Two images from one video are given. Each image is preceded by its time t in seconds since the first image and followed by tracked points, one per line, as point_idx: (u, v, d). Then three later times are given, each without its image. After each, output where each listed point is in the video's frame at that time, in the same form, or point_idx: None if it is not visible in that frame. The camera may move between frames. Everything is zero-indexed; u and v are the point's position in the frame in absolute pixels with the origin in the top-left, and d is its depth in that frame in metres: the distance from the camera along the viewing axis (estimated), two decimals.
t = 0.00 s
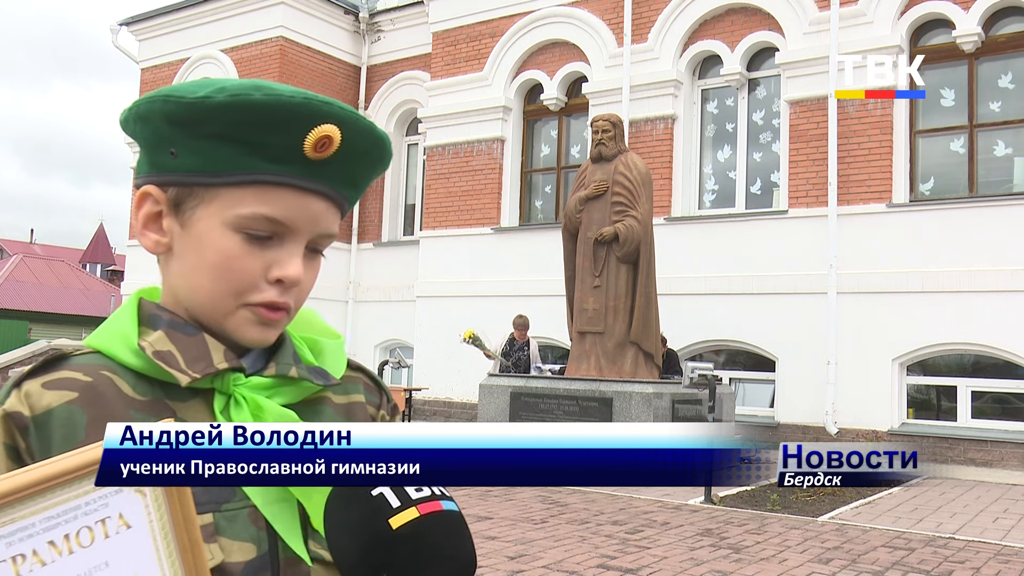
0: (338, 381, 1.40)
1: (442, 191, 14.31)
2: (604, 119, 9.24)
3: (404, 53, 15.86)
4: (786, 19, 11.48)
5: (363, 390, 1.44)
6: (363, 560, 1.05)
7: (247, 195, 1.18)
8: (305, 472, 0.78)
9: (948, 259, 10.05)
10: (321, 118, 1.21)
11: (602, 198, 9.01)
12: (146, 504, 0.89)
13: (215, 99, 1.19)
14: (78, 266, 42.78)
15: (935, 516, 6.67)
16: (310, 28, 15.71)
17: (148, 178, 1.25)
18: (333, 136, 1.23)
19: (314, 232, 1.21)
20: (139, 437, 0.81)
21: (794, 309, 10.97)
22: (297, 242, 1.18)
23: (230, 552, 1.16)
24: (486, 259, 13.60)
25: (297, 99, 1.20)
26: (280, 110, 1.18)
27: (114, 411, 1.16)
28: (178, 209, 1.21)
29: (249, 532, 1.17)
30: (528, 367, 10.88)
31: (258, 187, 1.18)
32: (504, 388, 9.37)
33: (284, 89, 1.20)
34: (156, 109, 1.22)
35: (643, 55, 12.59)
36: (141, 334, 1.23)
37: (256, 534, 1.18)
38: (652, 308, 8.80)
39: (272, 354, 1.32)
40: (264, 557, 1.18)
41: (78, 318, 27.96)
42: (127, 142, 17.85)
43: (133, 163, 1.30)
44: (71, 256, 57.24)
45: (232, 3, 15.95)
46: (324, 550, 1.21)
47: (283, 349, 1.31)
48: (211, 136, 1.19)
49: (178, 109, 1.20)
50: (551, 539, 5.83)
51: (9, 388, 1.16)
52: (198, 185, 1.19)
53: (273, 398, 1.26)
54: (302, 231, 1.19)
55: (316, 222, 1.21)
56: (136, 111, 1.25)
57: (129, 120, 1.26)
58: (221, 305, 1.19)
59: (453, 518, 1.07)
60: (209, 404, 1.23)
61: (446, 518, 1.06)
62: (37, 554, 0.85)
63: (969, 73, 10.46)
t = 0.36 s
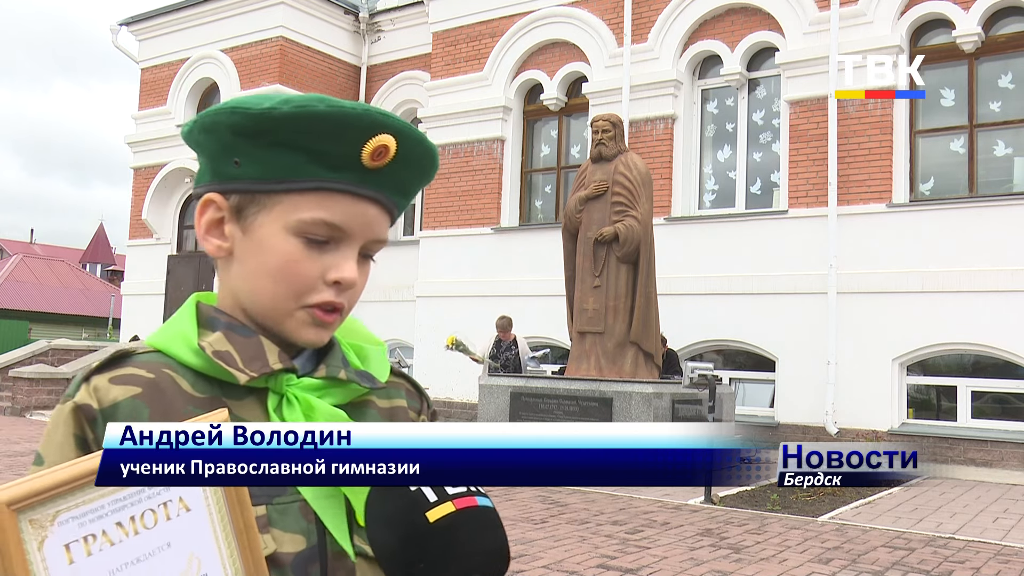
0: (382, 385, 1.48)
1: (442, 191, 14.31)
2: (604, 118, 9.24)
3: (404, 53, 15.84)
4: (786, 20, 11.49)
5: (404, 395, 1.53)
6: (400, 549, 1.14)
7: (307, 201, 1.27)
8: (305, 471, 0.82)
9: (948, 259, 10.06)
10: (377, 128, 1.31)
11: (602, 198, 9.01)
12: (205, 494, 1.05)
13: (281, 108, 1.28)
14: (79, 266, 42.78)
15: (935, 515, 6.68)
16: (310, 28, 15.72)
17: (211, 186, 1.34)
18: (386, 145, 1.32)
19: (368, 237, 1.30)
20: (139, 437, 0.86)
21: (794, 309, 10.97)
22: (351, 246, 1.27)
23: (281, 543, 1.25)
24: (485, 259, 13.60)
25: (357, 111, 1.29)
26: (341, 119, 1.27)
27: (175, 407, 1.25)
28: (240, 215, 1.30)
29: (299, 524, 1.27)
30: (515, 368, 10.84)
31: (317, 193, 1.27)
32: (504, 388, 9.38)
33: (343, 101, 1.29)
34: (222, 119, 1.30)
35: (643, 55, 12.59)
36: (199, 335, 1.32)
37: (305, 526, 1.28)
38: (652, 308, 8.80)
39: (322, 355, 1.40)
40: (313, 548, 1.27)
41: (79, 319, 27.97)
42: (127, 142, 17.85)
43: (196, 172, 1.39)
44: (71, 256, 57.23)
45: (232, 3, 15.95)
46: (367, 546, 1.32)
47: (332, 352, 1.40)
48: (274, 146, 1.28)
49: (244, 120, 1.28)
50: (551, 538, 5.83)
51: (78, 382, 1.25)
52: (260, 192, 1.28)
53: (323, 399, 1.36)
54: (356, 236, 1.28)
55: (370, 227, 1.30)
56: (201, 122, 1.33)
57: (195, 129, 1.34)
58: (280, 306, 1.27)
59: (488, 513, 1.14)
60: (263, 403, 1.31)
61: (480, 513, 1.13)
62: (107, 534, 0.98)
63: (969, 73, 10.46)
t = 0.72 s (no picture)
0: (406, 385, 1.49)
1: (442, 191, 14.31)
2: (604, 118, 9.24)
3: (404, 53, 15.84)
4: (786, 20, 11.49)
5: (428, 396, 1.53)
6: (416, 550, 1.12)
7: (330, 217, 1.27)
8: (304, 471, 0.82)
9: (948, 259, 10.06)
10: (399, 148, 1.29)
11: (602, 198, 9.01)
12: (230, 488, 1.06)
13: (305, 129, 1.28)
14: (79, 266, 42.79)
15: (936, 516, 6.68)
16: (310, 28, 15.73)
17: (243, 198, 1.35)
18: (409, 164, 1.30)
19: (391, 251, 1.30)
20: (139, 436, 0.86)
21: (794, 309, 10.96)
22: (374, 259, 1.28)
23: (303, 534, 1.30)
24: (485, 259, 13.60)
25: (378, 130, 1.28)
26: (363, 139, 1.26)
27: (205, 401, 1.29)
28: (269, 227, 1.32)
29: (320, 517, 1.31)
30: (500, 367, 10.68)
31: (342, 209, 1.27)
32: (504, 388, 9.39)
33: (366, 120, 1.27)
34: (252, 136, 1.31)
35: (643, 55, 12.60)
36: (231, 332, 1.34)
37: (326, 520, 1.32)
38: (652, 308, 8.80)
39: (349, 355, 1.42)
40: (333, 540, 1.31)
41: (79, 318, 27.99)
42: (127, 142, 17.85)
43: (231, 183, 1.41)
44: (72, 256, 57.24)
45: (232, 3, 15.95)
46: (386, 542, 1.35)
47: (358, 351, 1.40)
48: (300, 164, 1.28)
49: (271, 139, 1.29)
50: (551, 538, 5.83)
51: (115, 374, 1.30)
52: (286, 206, 1.29)
53: (349, 396, 1.36)
54: (379, 250, 1.28)
55: (393, 242, 1.30)
56: (233, 136, 1.34)
57: (228, 144, 1.36)
58: (304, 313, 1.30)
59: (500, 514, 1.12)
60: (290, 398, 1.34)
61: (492, 513, 1.11)
62: (139, 527, 1.01)
63: (969, 73, 10.45)
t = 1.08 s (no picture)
0: (405, 385, 1.49)
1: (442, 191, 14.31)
2: (604, 119, 9.24)
3: (404, 53, 15.83)
4: (786, 19, 11.49)
5: (428, 396, 1.52)
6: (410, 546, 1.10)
7: (319, 214, 1.28)
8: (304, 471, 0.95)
9: (948, 259, 10.06)
10: (385, 145, 1.29)
11: (602, 198, 9.01)
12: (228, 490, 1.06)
13: (291, 127, 1.28)
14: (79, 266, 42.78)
15: (936, 516, 6.68)
16: (310, 28, 15.73)
17: (236, 197, 1.36)
18: (395, 162, 1.31)
19: (380, 248, 1.31)
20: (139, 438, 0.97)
21: (794, 309, 10.96)
22: (363, 258, 1.29)
23: (304, 533, 1.30)
24: (485, 258, 13.60)
25: (363, 127, 1.28)
26: (349, 137, 1.27)
27: (206, 401, 1.29)
28: (261, 225, 1.33)
29: (321, 516, 1.31)
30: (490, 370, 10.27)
31: (330, 207, 1.28)
32: (504, 389, 9.39)
33: (352, 118, 1.28)
34: (242, 135, 1.31)
35: (643, 55, 12.59)
36: (232, 333, 1.34)
37: (327, 519, 1.31)
38: (652, 308, 8.80)
39: (348, 355, 1.42)
40: (334, 540, 1.31)
41: (79, 318, 27.98)
42: (127, 142, 17.84)
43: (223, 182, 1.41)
44: (72, 255, 57.25)
45: (232, 3, 15.95)
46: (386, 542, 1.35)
47: (358, 351, 1.41)
48: (289, 161, 1.29)
49: (258, 137, 1.29)
50: (551, 538, 5.83)
51: (116, 375, 1.30)
52: (277, 205, 1.30)
53: (349, 396, 1.37)
54: (368, 248, 1.29)
55: (382, 240, 1.31)
56: (223, 136, 1.35)
57: (220, 144, 1.36)
58: (295, 312, 1.31)
59: (494, 508, 1.10)
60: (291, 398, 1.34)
61: (485, 507, 1.09)
62: (137, 528, 1.02)
63: (969, 73, 10.46)
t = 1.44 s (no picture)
0: (404, 379, 1.47)
1: (442, 191, 14.30)
2: (604, 118, 9.23)
3: (404, 53, 15.81)
4: (786, 19, 11.49)
5: (426, 392, 1.52)
6: (403, 541, 1.14)
7: (300, 211, 1.30)
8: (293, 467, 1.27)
9: (948, 259, 10.06)
10: (360, 136, 1.30)
11: (602, 198, 9.00)
12: (223, 494, 1.13)
13: (263, 126, 1.29)
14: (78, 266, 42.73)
15: (936, 516, 6.68)
16: (310, 28, 15.72)
17: (220, 202, 1.38)
18: (373, 152, 1.32)
19: (367, 241, 1.32)
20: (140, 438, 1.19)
21: (794, 309, 10.96)
22: (350, 251, 1.31)
23: (301, 532, 1.29)
24: (486, 258, 13.59)
25: (335, 119, 1.29)
26: (321, 129, 1.28)
27: (201, 400, 1.29)
28: (247, 227, 1.34)
29: (318, 515, 1.30)
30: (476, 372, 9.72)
31: (311, 203, 1.30)
32: (505, 388, 9.40)
33: (322, 112, 1.29)
34: (218, 139, 1.33)
35: (643, 55, 12.59)
36: (226, 331, 1.34)
37: (324, 517, 1.31)
38: (652, 308, 8.79)
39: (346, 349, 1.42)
40: (331, 538, 1.31)
41: (79, 318, 28.00)
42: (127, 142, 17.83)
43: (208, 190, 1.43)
44: (71, 256, 57.26)
45: (232, 3, 15.95)
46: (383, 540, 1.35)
47: (354, 346, 1.41)
48: (266, 161, 1.30)
49: (234, 139, 1.30)
50: (551, 538, 5.83)
51: (108, 374, 1.29)
52: (260, 205, 1.32)
53: (346, 392, 1.37)
54: (354, 242, 1.30)
55: (368, 233, 1.32)
56: (202, 140, 1.36)
57: (200, 150, 1.38)
58: (286, 311, 1.32)
59: (489, 504, 1.16)
60: (287, 395, 1.34)
61: (479, 503, 1.15)
62: (129, 531, 1.06)
63: (969, 73, 10.46)
